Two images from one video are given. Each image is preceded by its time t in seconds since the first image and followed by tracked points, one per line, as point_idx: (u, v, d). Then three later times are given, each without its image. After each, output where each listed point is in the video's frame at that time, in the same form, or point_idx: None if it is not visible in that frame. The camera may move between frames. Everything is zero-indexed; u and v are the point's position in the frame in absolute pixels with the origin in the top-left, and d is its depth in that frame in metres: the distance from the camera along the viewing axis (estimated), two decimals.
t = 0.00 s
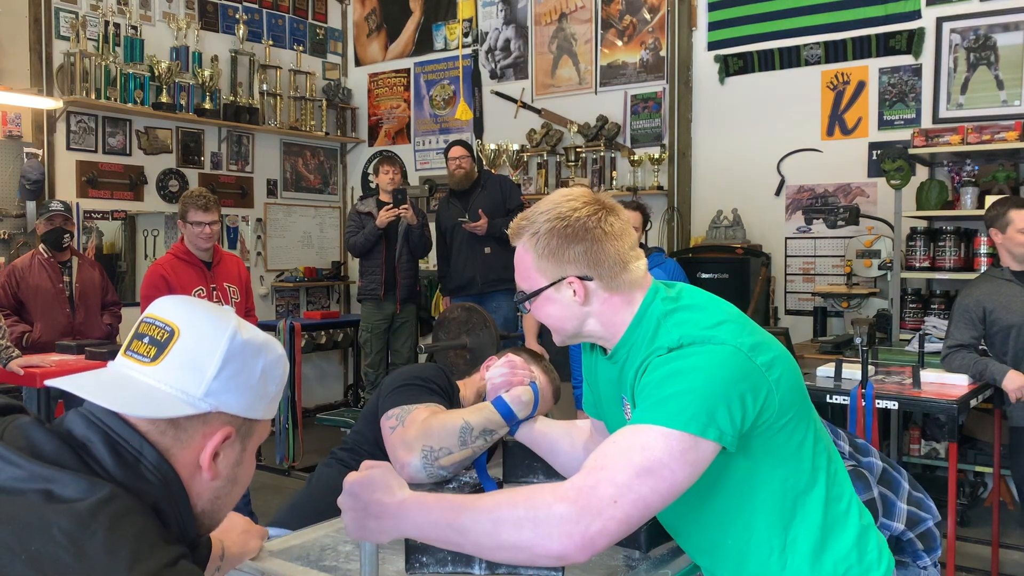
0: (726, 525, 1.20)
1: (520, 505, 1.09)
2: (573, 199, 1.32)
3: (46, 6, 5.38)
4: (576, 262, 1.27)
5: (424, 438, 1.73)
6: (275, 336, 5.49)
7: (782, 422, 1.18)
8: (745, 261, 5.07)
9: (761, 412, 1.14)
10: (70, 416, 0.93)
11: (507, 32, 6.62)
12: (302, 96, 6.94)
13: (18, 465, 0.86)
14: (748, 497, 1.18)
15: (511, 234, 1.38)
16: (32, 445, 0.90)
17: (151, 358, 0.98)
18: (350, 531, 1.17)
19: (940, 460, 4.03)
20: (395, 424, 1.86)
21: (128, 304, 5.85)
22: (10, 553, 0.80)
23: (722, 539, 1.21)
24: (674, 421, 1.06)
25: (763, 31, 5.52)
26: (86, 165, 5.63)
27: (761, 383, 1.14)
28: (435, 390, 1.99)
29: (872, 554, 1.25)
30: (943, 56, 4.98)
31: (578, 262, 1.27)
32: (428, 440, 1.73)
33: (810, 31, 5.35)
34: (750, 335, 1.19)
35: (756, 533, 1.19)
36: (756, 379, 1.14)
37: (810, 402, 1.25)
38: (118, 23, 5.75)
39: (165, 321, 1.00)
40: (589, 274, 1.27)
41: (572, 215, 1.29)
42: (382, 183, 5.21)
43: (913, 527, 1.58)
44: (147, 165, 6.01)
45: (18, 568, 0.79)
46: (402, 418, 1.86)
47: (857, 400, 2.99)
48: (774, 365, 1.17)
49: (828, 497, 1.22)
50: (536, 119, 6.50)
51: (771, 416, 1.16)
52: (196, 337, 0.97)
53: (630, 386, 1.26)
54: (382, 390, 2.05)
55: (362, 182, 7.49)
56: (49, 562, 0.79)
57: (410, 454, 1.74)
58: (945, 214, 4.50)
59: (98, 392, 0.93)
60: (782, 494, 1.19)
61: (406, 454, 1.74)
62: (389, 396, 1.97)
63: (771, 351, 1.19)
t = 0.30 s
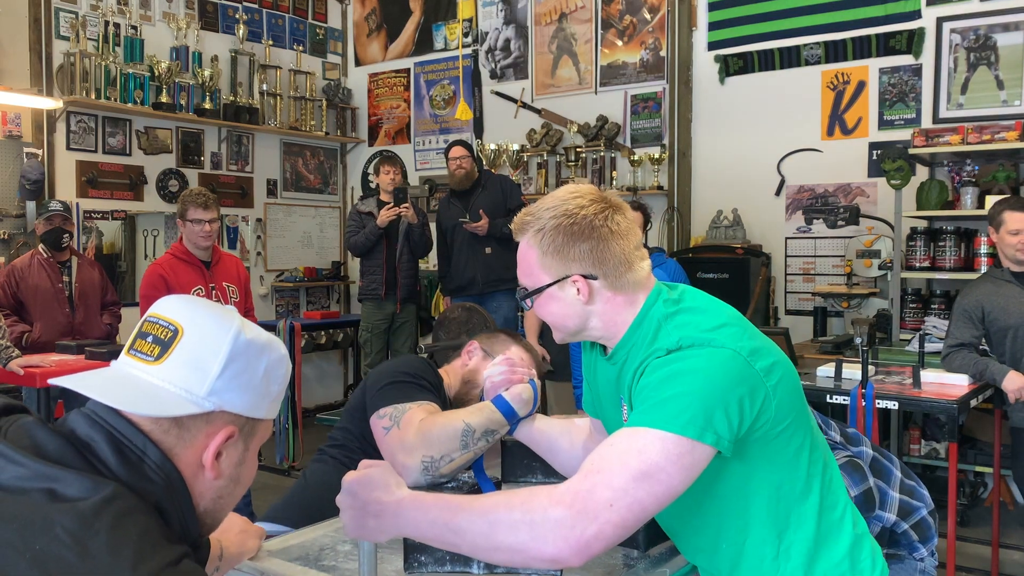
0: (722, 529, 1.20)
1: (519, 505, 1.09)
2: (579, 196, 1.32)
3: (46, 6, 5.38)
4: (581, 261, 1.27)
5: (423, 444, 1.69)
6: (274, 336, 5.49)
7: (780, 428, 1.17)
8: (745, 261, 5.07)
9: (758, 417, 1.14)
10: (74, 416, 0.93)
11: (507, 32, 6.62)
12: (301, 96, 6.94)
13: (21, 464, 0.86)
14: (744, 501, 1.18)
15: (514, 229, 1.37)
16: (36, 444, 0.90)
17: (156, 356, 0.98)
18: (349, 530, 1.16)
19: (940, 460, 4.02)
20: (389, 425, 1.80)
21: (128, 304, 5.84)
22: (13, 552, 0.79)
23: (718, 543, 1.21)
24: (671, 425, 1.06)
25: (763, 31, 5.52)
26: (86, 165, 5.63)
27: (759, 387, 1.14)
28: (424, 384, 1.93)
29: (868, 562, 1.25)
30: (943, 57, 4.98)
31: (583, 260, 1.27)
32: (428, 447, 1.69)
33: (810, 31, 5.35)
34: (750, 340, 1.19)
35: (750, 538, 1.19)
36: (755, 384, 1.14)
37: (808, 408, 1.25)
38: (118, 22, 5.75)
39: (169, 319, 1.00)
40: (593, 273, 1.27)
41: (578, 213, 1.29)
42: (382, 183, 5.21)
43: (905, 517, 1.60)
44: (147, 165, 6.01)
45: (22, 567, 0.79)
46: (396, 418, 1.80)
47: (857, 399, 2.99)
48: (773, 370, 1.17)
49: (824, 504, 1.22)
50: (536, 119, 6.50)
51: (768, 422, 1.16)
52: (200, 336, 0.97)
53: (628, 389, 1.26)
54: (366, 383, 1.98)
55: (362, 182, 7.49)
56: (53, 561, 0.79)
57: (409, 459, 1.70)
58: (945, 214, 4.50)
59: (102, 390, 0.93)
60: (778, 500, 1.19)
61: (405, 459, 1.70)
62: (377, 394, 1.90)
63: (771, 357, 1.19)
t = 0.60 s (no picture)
0: (719, 518, 1.20)
1: (519, 503, 1.09)
2: (578, 189, 1.34)
3: (46, 6, 5.38)
4: (583, 249, 1.27)
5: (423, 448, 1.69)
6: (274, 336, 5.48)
7: (774, 415, 1.17)
8: (745, 261, 5.07)
9: (752, 404, 1.14)
10: (75, 416, 0.93)
11: (507, 32, 6.62)
12: (302, 96, 6.94)
13: (22, 462, 0.86)
14: (741, 490, 1.18)
15: (514, 224, 1.38)
16: (38, 443, 0.89)
17: (158, 356, 0.97)
18: (350, 529, 1.15)
19: (940, 460, 4.02)
20: (383, 425, 1.79)
21: (128, 304, 5.84)
22: (17, 550, 0.79)
23: (716, 533, 1.21)
24: (668, 413, 1.06)
25: (762, 31, 5.52)
26: (86, 165, 5.63)
27: (753, 375, 1.14)
28: (413, 380, 1.93)
29: (866, 549, 1.25)
30: (943, 57, 4.98)
31: (585, 249, 1.27)
32: (430, 449, 1.69)
33: (810, 31, 5.35)
34: (743, 329, 1.19)
35: (748, 527, 1.19)
36: (749, 371, 1.14)
37: (802, 397, 1.24)
38: (118, 22, 5.75)
39: (172, 319, 0.99)
40: (595, 262, 1.27)
41: (579, 203, 1.31)
42: (382, 183, 5.22)
43: (898, 510, 1.61)
44: (147, 165, 6.01)
45: (27, 565, 0.79)
46: (389, 418, 1.79)
47: (858, 399, 2.97)
48: (766, 358, 1.17)
49: (820, 492, 1.22)
50: (536, 119, 6.50)
51: (762, 409, 1.16)
52: (203, 336, 0.97)
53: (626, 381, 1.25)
54: (352, 380, 1.96)
55: (362, 182, 7.49)
56: (57, 559, 0.79)
57: (409, 461, 1.69)
58: (945, 214, 4.50)
59: (104, 388, 0.93)
60: (774, 488, 1.19)
61: (405, 461, 1.69)
62: (364, 391, 1.88)
63: (763, 345, 1.19)
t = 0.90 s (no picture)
0: (722, 512, 1.20)
1: (520, 501, 1.10)
2: (591, 182, 1.36)
3: (46, 6, 5.38)
4: (599, 238, 1.28)
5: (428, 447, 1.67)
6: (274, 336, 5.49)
7: (777, 407, 1.18)
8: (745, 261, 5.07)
9: (755, 395, 1.15)
10: (76, 414, 0.93)
11: (507, 32, 6.62)
12: (302, 96, 6.94)
13: (23, 461, 0.86)
14: (745, 483, 1.19)
15: (527, 220, 1.38)
16: (39, 442, 0.90)
17: (160, 356, 0.97)
18: (354, 531, 1.15)
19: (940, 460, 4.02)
20: (389, 424, 1.78)
21: (128, 304, 5.83)
22: (17, 548, 0.79)
23: (720, 527, 1.21)
24: (669, 401, 1.07)
25: (762, 31, 5.52)
26: (86, 165, 5.63)
27: (755, 365, 1.15)
28: (423, 383, 1.92)
29: (872, 542, 1.25)
30: (943, 57, 4.98)
31: (601, 238, 1.28)
32: (434, 448, 1.67)
33: (810, 31, 5.35)
34: (747, 322, 1.20)
35: (751, 522, 1.19)
36: (751, 361, 1.14)
37: (806, 391, 1.25)
38: (118, 23, 5.75)
39: (174, 318, 1.00)
40: (611, 251, 1.28)
41: (594, 194, 1.32)
42: (382, 183, 5.22)
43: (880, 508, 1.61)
44: (147, 165, 6.01)
45: (28, 564, 0.79)
46: (396, 418, 1.78)
47: (858, 399, 2.97)
48: (769, 350, 1.18)
49: (826, 485, 1.22)
50: (536, 119, 6.49)
51: (764, 401, 1.16)
52: (205, 335, 0.97)
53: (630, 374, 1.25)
54: (362, 379, 1.95)
55: (362, 182, 7.48)
56: (57, 557, 0.79)
57: (413, 460, 1.68)
58: (945, 214, 4.50)
59: (105, 387, 0.93)
60: (779, 480, 1.19)
61: (408, 461, 1.68)
62: (372, 392, 1.87)
63: (766, 337, 1.19)
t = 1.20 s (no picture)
0: (714, 534, 1.18)
1: (519, 501, 1.09)
2: (602, 179, 1.31)
3: (46, 6, 5.38)
4: (610, 243, 1.26)
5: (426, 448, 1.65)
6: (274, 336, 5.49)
7: (770, 432, 1.15)
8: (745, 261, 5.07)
9: (746, 419, 1.12)
10: (76, 412, 0.93)
11: (507, 32, 6.62)
12: (301, 96, 6.94)
13: (25, 458, 0.86)
14: (736, 508, 1.16)
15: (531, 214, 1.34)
16: (39, 439, 0.89)
17: (158, 353, 0.97)
18: (353, 530, 1.15)
19: (940, 460, 4.02)
20: (393, 425, 1.78)
21: (128, 304, 5.83)
22: (21, 546, 0.80)
23: (712, 552, 1.19)
24: (656, 421, 1.04)
25: (762, 31, 5.52)
26: (86, 165, 5.63)
27: (748, 388, 1.12)
28: (431, 392, 1.91)
29: None
30: (943, 57, 4.98)
31: (613, 243, 1.26)
32: (434, 446, 1.64)
33: (810, 31, 5.35)
34: (747, 343, 1.17)
35: (745, 546, 1.17)
36: (743, 382, 1.12)
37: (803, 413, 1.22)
38: (118, 22, 5.75)
39: (170, 315, 0.99)
40: (621, 256, 1.27)
41: (607, 193, 1.27)
42: (381, 183, 5.22)
43: (869, 517, 1.58)
44: (147, 165, 6.01)
45: (31, 563, 0.79)
46: (400, 419, 1.78)
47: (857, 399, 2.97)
48: (764, 373, 1.15)
49: (820, 515, 1.19)
50: (535, 119, 6.49)
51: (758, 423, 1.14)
52: (202, 332, 0.97)
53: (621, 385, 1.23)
54: (374, 383, 1.96)
55: (362, 182, 7.49)
56: (60, 555, 0.79)
57: (412, 460, 1.66)
58: (945, 214, 4.50)
59: (103, 386, 0.92)
60: (770, 507, 1.16)
61: (409, 460, 1.66)
62: (379, 397, 1.89)
63: (763, 357, 1.17)
